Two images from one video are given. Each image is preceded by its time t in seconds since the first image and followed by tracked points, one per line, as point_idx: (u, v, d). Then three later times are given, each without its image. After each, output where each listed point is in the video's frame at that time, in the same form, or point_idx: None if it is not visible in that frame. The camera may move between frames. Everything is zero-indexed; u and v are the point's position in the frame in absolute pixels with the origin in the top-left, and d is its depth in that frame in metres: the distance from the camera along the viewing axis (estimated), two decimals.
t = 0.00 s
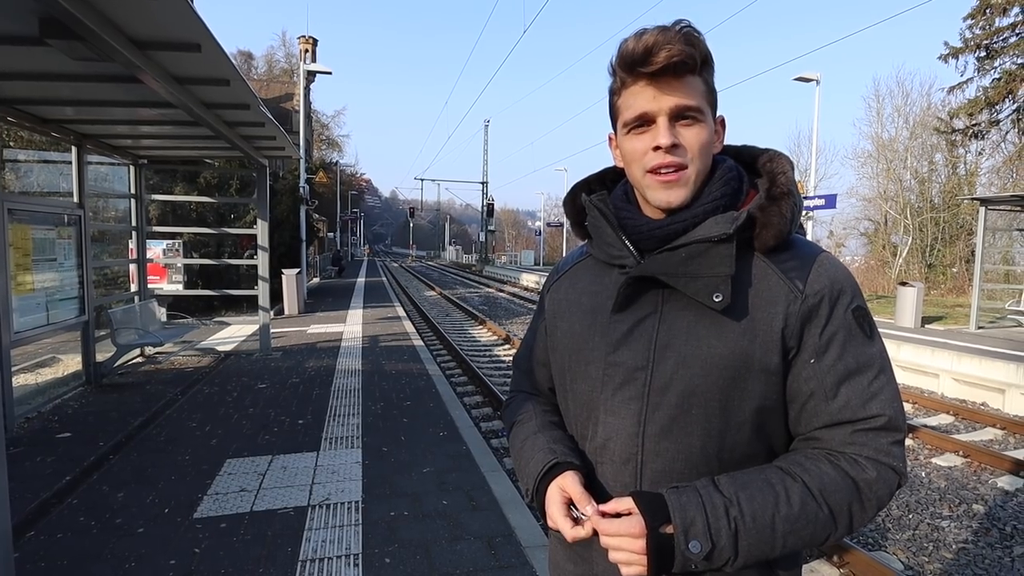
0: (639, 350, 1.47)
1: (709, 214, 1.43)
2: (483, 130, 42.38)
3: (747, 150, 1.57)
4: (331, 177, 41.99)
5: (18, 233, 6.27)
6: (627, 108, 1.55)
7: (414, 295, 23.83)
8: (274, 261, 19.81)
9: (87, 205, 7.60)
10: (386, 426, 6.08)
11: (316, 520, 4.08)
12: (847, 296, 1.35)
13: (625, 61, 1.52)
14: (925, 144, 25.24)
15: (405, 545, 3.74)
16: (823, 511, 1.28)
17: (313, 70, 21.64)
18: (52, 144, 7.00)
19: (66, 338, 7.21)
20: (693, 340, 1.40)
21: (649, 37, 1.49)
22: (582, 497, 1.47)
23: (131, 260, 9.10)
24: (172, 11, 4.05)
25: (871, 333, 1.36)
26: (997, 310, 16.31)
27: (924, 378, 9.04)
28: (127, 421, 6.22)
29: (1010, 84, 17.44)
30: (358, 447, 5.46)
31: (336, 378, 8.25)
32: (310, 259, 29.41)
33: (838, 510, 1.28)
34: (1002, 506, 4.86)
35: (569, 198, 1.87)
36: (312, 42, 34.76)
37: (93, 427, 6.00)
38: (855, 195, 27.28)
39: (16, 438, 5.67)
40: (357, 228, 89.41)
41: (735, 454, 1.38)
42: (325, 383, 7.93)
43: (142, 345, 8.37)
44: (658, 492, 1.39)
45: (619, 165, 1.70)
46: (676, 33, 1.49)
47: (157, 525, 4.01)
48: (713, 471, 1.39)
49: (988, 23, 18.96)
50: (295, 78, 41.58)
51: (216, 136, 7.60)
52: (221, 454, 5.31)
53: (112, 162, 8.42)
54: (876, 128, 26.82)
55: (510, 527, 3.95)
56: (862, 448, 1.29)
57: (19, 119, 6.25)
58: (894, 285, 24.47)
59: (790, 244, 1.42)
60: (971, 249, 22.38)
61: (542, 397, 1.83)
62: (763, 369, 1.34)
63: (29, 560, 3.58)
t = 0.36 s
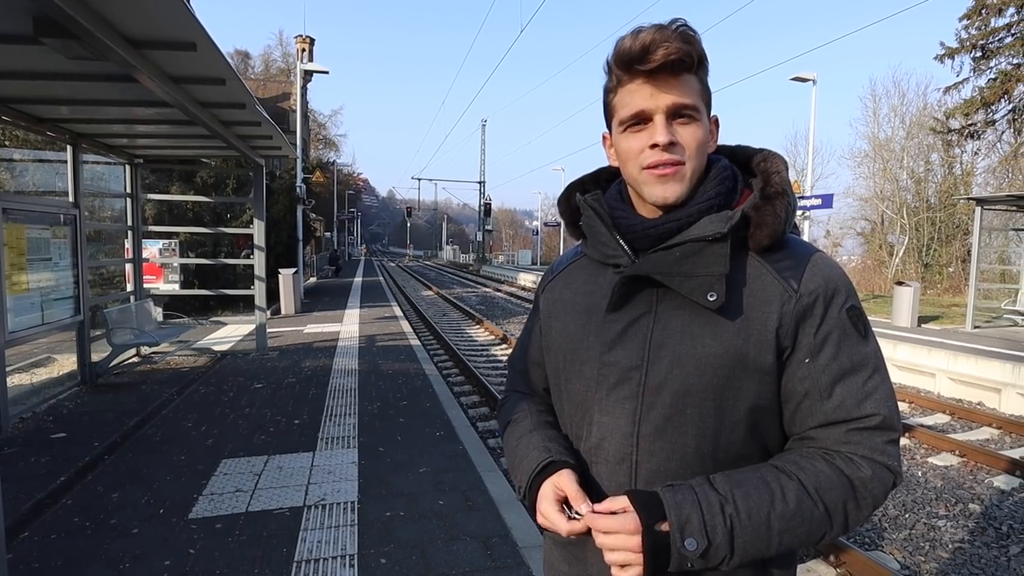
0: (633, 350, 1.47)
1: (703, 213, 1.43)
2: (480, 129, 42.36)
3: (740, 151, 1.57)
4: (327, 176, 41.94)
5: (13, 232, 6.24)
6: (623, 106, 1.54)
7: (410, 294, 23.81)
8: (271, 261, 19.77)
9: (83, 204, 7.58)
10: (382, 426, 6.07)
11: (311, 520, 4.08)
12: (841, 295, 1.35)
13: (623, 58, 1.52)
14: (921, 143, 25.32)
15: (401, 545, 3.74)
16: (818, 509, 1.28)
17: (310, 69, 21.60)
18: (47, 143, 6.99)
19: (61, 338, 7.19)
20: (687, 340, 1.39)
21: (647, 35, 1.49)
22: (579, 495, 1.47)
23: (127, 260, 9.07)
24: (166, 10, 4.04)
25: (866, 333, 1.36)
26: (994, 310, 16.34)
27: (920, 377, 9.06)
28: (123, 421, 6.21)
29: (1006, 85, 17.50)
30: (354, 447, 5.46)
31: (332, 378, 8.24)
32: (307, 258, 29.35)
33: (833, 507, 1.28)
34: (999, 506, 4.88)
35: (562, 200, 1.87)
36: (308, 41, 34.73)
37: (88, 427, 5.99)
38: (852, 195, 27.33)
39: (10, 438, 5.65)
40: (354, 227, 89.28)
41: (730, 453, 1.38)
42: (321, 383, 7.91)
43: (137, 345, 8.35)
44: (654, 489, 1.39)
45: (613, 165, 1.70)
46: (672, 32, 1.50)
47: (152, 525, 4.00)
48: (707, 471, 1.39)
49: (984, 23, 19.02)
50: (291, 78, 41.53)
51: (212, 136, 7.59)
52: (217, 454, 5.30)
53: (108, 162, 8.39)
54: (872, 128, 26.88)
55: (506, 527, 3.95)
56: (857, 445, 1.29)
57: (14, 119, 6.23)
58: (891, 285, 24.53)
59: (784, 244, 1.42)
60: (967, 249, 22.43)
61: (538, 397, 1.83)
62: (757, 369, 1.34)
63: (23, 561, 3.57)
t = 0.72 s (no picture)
0: (625, 349, 1.47)
1: (696, 211, 1.44)
2: (479, 129, 42.35)
3: (732, 149, 1.59)
4: (326, 176, 41.96)
5: (12, 233, 6.25)
6: (617, 98, 1.56)
7: (409, 294, 23.83)
8: (270, 261, 19.79)
9: (82, 205, 7.58)
10: (379, 426, 6.09)
11: (307, 521, 4.09)
12: (838, 294, 1.35)
13: (619, 50, 1.53)
14: (922, 143, 25.35)
15: (396, 546, 3.75)
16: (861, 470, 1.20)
17: (308, 69, 21.61)
18: (47, 145, 7.00)
19: (60, 338, 7.21)
20: (681, 339, 1.40)
21: (643, 27, 1.50)
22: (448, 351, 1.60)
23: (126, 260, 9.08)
24: (161, 11, 4.05)
25: (864, 332, 1.36)
26: (994, 311, 16.33)
27: (920, 378, 9.08)
28: (121, 421, 6.22)
29: (1007, 84, 17.51)
30: (350, 448, 5.47)
31: (330, 378, 8.25)
32: (306, 258, 29.36)
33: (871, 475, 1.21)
34: (999, 508, 4.89)
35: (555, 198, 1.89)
36: (307, 40, 34.73)
37: (86, 427, 6.00)
38: (851, 194, 27.36)
39: (9, 438, 5.66)
40: (354, 227, 89.32)
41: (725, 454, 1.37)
42: (318, 384, 7.93)
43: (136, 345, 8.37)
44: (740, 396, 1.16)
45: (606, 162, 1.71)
46: (670, 24, 1.51)
47: (148, 525, 4.02)
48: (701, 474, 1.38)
49: (984, 22, 19.01)
50: (291, 77, 41.56)
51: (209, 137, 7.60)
52: (213, 454, 5.31)
53: (107, 163, 8.40)
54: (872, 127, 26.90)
55: (502, 528, 3.96)
56: (867, 430, 1.26)
57: (13, 120, 6.23)
58: (890, 285, 24.55)
59: (779, 242, 1.43)
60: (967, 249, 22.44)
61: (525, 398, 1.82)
62: (752, 369, 1.34)
63: (19, 560, 3.58)
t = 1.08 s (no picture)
0: (618, 349, 1.46)
1: (690, 210, 1.45)
2: (488, 128, 42.35)
3: (728, 145, 1.58)
4: (334, 176, 42.13)
5: (25, 235, 6.30)
6: (612, 96, 1.56)
7: (416, 295, 23.87)
8: (278, 261, 19.87)
9: (92, 207, 7.63)
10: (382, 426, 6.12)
11: (308, 519, 4.11)
12: (834, 296, 1.36)
13: (614, 47, 1.53)
14: (934, 141, 25.15)
15: (396, 546, 3.77)
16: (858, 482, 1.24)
17: (317, 70, 21.69)
18: (59, 148, 7.06)
19: (72, 337, 7.28)
20: (675, 339, 1.39)
21: (640, 24, 1.50)
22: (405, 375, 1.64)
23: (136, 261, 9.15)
24: (166, 14, 4.08)
25: (857, 334, 1.37)
26: (1008, 312, 16.16)
27: (932, 381, 9.01)
28: (130, 419, 6.28)
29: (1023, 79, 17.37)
30: (352, 447, 5.50)
31: (335, 378, 8.28)
32: (314, 258, 29.46)
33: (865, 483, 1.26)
34: (1011, 515, 4.85)
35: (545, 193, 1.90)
36: (317, 40, 34.87)
37: (95, 425, 6.06)
38: (861, 194, 27.17)
39: (21, 435, 5.73)
40: (361, 227, 89.60)
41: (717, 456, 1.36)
42: (323, 383, 7.97)
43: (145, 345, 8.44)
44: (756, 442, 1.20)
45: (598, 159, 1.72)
46: (667, 22, 1.51)
47: (153, 522, 4.05)
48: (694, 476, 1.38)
49: (999, 17, 18.82)
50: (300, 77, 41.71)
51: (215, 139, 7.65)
52: (219, 452, 5.36)
53: (117, 166, 8.47)
54: (884, 125, 26.71)
55: (501, 529, 3.97)
56: (859, 436, 1.31)
57: (25, 125, 6.29)
58: (901, 285, 24.36)
59: (775, 241, 1.43)
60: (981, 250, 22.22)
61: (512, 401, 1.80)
62: (746, 370, 1.34)
63: (27, 555, 3.63)
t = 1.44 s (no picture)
0: (613, 349, 1.45)
1: (685, 207, 1.44)
2: (502, 129, 42.41)
3: (728, 141, 1.57)
4: (349, 177, 42.43)
5: (42, 236, 6.41)
6: (605, 98, 1.54)
7: (431, 295, 23.95)
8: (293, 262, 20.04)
9: (108, 208, 7.74)
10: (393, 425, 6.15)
11: (318, 518, 4.14)
12: (835, 295, 1.33)
13: (603, 48, 1.51)
14: (956, 140, 24.77)
15: (404, 545, 3.78)
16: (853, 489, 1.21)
17: (333, 71, 21.85)
18: (76, 150, 7.18)
19: (89, 337, 7.40)
20: (670, 339, 1.37)
21: (629, 24, 1.48)
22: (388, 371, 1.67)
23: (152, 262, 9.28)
24: (175, 16, 4.13)
25: (859, 334, 1.34)
26: None
27: (950, 383, 8.87)
28: (145, 418, 6.37)
29: None
30: (363, 446, 5.53)
31: (347, 378, 8.33)
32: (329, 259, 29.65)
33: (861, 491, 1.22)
34: None
35: (543, 193, 1.89)
36: (332, 42, 35.11)
37: (111, 423, 6.15)
38: (881, 193, 26.82)
39: (38, 433, 5.83)
40: (376, 227, 90.08)
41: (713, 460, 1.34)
42: (335, 383, 8.02)
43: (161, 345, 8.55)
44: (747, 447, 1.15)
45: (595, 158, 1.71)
46: (655, 20, 1.49)
47: (165, 519, 4.11)
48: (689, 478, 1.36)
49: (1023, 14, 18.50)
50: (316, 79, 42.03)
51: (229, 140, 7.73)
52: (231, 451, 5.41)
53: (133, 167, 8.60)
54: (904, 124, 26.36)
55: (510, 530, 3.98)
56: (857, 439, 1.26)
57: (43, 127, 6.40)
58: (921, 286, 24.01)
59: (775, 239, 1.40)
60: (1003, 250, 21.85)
61: (510, 401, 1.79)
62: (742, 370, 1.32)
63: (41, 551, 3.69)
